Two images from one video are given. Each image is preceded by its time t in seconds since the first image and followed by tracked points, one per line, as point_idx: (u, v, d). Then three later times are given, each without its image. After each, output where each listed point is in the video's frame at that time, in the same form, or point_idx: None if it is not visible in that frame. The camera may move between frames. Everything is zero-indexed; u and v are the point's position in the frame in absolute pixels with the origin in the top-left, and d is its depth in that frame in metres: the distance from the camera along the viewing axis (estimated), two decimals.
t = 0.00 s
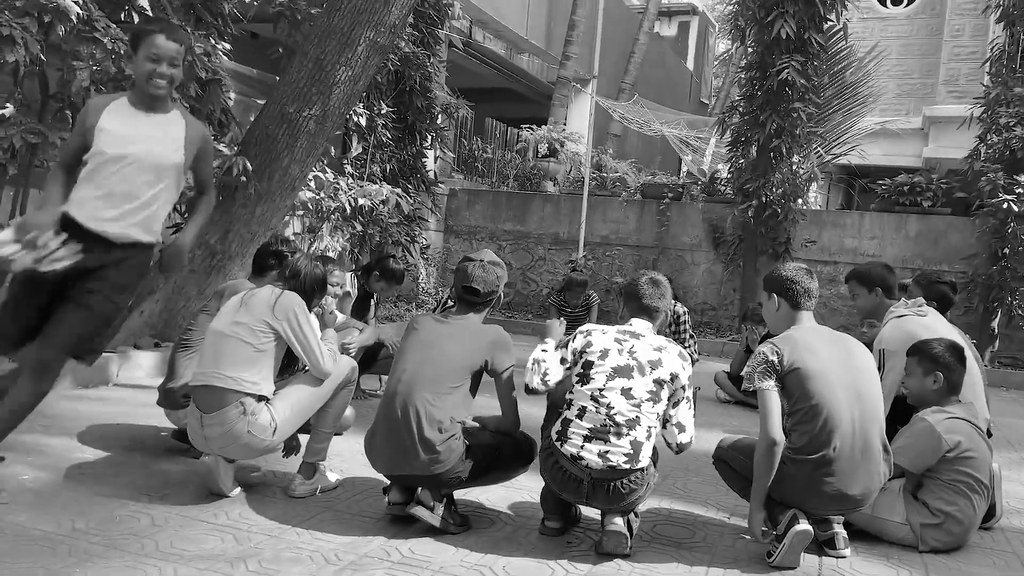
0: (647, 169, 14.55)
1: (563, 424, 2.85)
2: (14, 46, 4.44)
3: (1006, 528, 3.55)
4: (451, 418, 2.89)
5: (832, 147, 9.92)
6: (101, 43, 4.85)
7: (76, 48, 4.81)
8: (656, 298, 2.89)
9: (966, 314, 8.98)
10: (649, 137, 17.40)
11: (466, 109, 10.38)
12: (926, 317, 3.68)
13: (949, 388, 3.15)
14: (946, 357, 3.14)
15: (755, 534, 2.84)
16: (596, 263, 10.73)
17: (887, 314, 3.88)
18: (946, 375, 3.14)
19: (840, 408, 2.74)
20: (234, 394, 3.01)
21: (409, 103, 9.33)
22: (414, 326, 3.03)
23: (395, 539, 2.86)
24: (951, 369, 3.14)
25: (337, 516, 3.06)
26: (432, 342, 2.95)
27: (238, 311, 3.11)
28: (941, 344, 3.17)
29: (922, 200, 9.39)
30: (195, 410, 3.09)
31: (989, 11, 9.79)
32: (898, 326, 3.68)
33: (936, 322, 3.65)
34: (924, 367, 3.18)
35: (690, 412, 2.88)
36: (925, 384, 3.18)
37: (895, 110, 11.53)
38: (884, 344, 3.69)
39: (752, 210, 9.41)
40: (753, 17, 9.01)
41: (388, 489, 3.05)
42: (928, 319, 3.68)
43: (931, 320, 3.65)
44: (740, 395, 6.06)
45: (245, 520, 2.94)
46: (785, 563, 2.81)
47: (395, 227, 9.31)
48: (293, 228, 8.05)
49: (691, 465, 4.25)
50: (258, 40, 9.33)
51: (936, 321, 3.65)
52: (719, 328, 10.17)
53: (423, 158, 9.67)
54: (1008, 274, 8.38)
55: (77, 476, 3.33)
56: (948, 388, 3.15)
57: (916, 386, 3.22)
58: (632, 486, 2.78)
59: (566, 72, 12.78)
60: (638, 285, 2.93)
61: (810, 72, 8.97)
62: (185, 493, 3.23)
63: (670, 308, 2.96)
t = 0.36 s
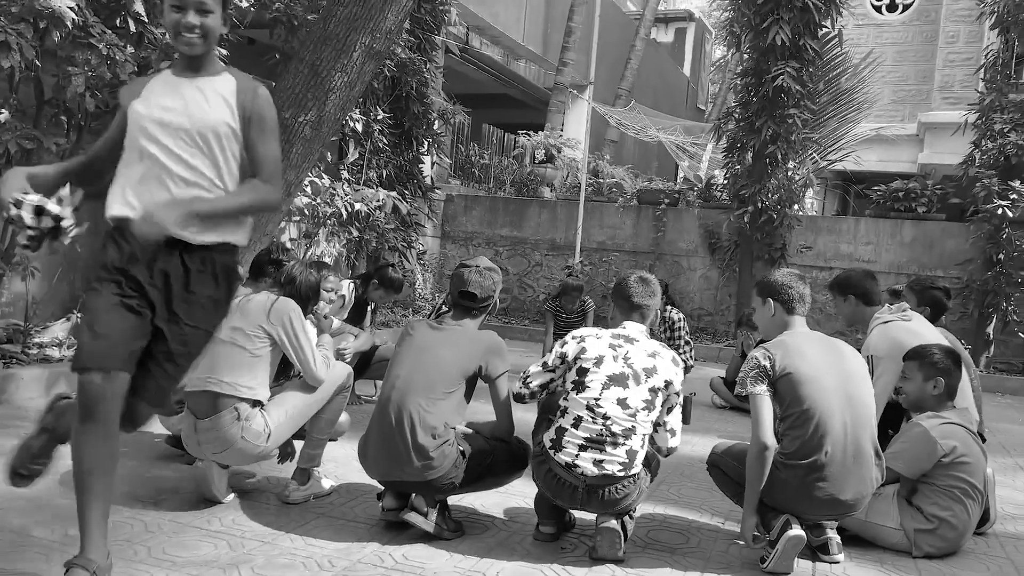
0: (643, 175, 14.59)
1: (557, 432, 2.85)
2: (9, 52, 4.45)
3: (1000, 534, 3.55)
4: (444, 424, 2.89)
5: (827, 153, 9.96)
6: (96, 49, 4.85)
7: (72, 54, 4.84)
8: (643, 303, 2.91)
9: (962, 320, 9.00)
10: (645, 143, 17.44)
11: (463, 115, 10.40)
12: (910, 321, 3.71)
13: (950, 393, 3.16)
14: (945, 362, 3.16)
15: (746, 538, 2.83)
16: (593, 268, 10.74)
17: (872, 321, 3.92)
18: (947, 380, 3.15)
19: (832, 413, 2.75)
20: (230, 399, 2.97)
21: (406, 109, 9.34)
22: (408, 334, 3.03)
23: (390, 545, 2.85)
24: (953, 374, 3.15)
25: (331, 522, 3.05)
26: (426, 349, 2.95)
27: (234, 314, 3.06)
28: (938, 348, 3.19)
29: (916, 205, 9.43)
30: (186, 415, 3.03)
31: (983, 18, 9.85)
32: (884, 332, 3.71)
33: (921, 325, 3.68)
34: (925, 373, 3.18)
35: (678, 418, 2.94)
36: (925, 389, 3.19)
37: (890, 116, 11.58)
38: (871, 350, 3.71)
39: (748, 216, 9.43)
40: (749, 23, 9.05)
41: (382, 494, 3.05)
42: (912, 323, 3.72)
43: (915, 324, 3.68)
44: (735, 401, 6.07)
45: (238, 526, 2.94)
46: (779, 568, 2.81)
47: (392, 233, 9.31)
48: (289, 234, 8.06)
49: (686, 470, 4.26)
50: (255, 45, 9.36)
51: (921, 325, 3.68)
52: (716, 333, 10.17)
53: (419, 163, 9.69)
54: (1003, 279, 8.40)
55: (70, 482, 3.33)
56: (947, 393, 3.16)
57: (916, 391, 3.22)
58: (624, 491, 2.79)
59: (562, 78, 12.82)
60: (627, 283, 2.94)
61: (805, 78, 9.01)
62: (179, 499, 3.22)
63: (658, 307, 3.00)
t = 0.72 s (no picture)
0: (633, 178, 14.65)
1: (538, 435, 2.85)
2: None
3: (982, 536, 3.58)
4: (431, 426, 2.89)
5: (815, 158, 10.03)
6: (83, 48, 4.83)
7: (59, 53, 4.80)
8: (619, 319, 3.04)
9: (947, 324, 9.08)
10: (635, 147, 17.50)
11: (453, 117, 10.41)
12: (887, 323, 3.74)
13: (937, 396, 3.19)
14: (928, 365, 3.19)
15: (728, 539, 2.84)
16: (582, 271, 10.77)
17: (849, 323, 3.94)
18: (934, 385, 3.17)
19: (815, 416, 2.77)
20: (213, 400, 3.02)
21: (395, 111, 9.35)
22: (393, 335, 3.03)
23: (375, 547, 2.85)
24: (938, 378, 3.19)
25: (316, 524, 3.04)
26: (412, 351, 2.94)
27: (220, 317, 3.12)
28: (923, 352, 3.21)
29: (903, 210, 9.49)
30: (174, 416, 3.09)
31: (970, 25, 9.93)
32: (862, 334, 3.72)
33: (900, 327, 3.70)
34: (913, 377, 3.20)
35: (654, 425, 2.92)
36: (913, 393, 3.21)
37: (877, 122, 11.67)
38: (850, 353, 3.72)
39: (736, 219, 9.47)
40: (737, 28, 9.11)
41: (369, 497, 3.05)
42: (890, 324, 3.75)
43: (892, 326, 3.70)
44: (722, 404, 6.10)
45: (222, 528, 2.93)
46: (763, 571, 2.83)
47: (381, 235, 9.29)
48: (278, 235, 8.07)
49: (672, 473, 4.27)
50: (244, 46, 9.35)
51: (900, 327, 3.70)
52: (704, 336, 10.21)
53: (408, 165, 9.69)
54: (988, 284, 8.48)
55: (54, 483, 3.31)
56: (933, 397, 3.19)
57: (904, 394, 3.23)
58: (609, 493, 2.79)
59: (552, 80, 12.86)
60: (603, 309, 3.08)
61: (793, 83, 9.06)
62: (163, 500, 3.20)
63: (635, 329, 3.10)
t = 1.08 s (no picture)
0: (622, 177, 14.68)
1: (526, 435, 2.85)
2: None
3: (967, 535, 3.61)
4: (419, 425, 2.88)
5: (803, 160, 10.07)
6: (70, 44, 4.79)
7: (45, 49, 4.76)
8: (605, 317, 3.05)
9: (934, 325, 9.15)
10: (625, 146, 17.55)
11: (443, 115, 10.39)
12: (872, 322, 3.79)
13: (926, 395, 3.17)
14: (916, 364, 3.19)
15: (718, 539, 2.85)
16: (572, 270, 10.79)
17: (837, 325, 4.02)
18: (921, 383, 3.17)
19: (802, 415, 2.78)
20: (202, 400, 2.98)
21: (385, 109, 9.33)
22: (383, 334, 3.04)
23: (364, 546, 2.84)
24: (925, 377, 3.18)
25: (303, 523, 3.03)
26: (400, 349, 2.96)
27: (207, 315, 3.08)
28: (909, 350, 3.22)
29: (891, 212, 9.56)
30: (160, 416, 3.06)
31: (957, 27, 10.00)
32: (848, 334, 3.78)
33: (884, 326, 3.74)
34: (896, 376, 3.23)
35: (641, 421, 2.94)
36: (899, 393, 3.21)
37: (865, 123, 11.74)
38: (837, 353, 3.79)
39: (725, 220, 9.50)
40: (727, 29, 9.14)
41: (356, 498, 3.03)
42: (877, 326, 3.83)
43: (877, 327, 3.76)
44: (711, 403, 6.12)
45: (210, 527, 2.91)
46: (750, 570, 2.83)
47: (371, 233, 9.26)
48: (266, 233, 8.05)
49: (660, 472, 4.28)
50: (233, 43, 9.30)
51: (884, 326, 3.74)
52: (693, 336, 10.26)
53: (398, 164, 9.67)
54: (974, 284, 8.51)
55: (38, 482, 3.28)
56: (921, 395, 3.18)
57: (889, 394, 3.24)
58: (596, 492, 2.78)
59: (543, 80, 12.87)
60: (589, 307, 3.10)
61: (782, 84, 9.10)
62: (149, 499, 3.17)
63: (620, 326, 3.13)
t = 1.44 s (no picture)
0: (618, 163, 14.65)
1: (520, 421, 2.83)
2: None
3: (965, 519, 3.60)
4: (414, 413, 2.85)
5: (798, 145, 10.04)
6: (58, 31, 4.76)
7: (34, 36, 4.74)
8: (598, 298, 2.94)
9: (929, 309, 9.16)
10: (620, 132, 17.50)
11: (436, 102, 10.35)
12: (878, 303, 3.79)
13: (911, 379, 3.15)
14: (905, 348, 3.18)
15: (716, 526, 2.84)
16: (567, 257, 10.76)
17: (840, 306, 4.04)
18: (903, 367, 3.15)
19: (798, 400, 2.75)
20: (192, 390, 2.97)
21: (378, 96, 9.28)
22: (374, 322, 3.00)
23: (358, 536, 2.83)
24: (910, 362, 3.15)
25: (298, 513, 3.01)
26: (393, 337, 2.92)
27: (200, 305, 3.07)
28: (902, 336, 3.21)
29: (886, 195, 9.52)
30: (152, 405, 3.05)
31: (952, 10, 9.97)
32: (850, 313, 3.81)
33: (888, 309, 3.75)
34: (882, 360, 3.22)
35: (640, 402, 2.88)
36: (884, 376, 3.21)
37: (860, 107, 11.69)
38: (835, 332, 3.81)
39: (720, 205, 9.50)
40: (721, 13, 9.09)
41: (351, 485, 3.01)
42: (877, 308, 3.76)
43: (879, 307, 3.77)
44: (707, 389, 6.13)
45: (204, 517, 2.90)
46: (747, 555, 2.84)
47: (365, 221, 9.22)
48: (260, 222, 8.03)
49: (657, 458, 4.28)
50: (225, 30, 9.24)
51: (888, 309, 3.74)
52: (688, 322, 10.26)
53: (392, 151, 9.62)
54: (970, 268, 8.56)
55: (31, 474, 3.26)
56: (908, 378, 3.16)
57: (876, 377, 3.25)
58: (593, 477, 2.77)
59: (537, 66, 12.82)
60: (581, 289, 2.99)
61: (777, 68, 9.07)
62: (142, 490, 3.15)
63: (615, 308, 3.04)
